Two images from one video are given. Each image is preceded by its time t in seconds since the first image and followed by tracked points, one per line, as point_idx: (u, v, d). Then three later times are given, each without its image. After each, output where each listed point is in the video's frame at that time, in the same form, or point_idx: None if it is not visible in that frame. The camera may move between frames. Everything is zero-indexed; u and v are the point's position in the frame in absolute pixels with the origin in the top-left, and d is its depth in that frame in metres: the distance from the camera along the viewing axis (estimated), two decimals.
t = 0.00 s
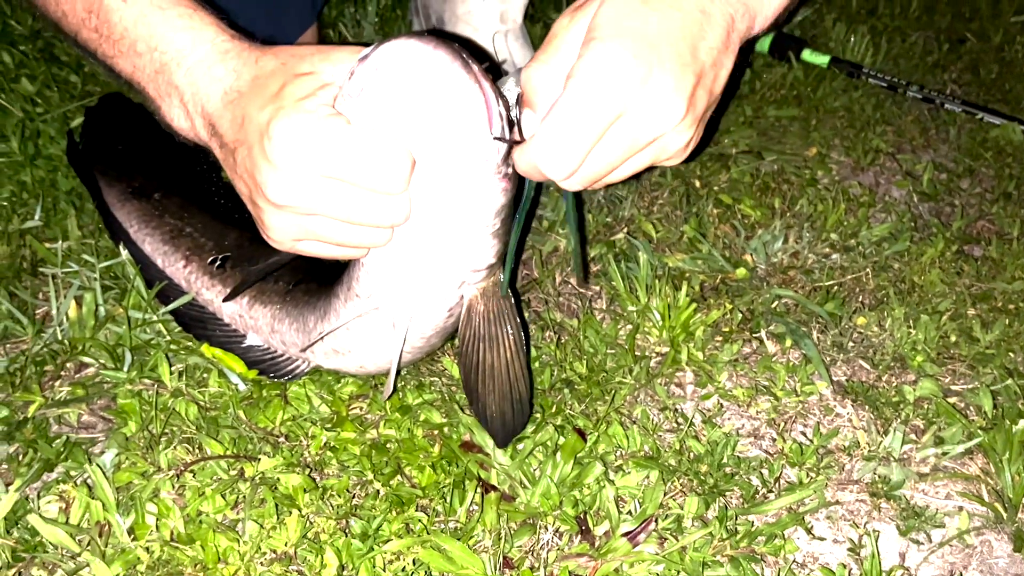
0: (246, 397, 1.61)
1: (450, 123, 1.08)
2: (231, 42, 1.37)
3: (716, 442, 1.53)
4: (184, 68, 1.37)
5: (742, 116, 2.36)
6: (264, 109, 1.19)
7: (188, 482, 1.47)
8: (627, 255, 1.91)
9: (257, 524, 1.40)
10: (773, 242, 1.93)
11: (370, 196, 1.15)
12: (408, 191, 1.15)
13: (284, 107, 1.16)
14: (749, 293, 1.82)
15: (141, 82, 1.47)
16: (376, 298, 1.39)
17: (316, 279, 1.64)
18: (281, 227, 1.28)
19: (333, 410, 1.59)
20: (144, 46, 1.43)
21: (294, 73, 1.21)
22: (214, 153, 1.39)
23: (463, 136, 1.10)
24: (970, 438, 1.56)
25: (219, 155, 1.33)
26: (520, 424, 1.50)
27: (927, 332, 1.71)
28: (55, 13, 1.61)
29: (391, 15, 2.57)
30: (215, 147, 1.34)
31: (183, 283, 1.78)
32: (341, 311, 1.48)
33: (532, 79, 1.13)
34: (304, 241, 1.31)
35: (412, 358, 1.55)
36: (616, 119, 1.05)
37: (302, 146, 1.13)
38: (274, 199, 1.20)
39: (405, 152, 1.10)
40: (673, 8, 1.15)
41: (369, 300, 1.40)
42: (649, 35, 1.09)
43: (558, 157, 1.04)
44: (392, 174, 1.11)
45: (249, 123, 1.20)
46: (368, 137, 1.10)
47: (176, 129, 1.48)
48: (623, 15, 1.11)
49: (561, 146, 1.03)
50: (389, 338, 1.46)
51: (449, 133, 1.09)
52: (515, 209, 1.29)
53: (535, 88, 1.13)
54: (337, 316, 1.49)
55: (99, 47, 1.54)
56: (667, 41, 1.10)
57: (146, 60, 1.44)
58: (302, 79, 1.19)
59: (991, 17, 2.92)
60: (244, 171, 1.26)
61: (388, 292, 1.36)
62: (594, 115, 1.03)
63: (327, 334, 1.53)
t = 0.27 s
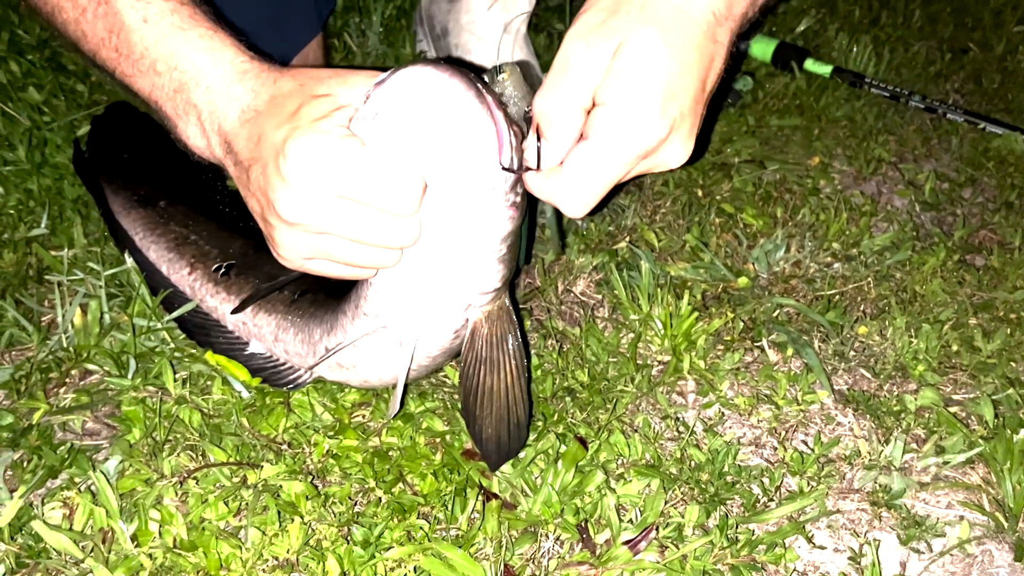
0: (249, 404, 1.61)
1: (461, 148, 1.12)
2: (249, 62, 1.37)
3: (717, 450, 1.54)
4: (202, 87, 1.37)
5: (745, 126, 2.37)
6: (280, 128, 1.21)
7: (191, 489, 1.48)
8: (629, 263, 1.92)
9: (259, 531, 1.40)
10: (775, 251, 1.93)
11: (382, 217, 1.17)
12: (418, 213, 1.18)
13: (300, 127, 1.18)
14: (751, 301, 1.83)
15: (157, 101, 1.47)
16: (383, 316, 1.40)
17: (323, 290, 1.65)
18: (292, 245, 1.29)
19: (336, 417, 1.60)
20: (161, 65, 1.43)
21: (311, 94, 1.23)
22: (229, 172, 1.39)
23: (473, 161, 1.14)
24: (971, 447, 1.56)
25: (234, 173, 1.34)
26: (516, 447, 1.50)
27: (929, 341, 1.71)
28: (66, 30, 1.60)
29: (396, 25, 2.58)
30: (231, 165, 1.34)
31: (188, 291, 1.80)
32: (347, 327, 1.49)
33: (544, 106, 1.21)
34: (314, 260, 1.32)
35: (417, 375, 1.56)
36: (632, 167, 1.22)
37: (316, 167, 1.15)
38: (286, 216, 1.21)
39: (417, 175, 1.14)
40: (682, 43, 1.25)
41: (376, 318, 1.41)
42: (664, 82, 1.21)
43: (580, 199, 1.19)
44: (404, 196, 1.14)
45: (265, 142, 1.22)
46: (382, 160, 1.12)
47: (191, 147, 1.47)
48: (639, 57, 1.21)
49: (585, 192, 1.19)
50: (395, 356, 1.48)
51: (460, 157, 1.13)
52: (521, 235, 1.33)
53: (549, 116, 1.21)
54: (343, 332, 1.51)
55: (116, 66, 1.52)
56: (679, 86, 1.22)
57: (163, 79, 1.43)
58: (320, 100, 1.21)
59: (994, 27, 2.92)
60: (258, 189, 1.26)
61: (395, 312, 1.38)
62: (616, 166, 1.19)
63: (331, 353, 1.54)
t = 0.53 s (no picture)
0: (254, 404, 1.61)
1: (480, 147, 1.11)
2: (265, 64, 1.37)
3: (723, 452, 1.53)
4: (218, 87, 1.37)
5: (750, 128, 2.36)
6: (297, 126, 1.21)
7: (195, 488, 1.47)
8: (635, 265, 1.91)
9: (263, 531, 1.40)
10: (781, 253, 1.93)
11: (397, 217, 1.17)
12: (431, 216, 1.19)
13: (318, 125, 1.18)
14: (756, 303, 1.82)
15: (172, 102, 1.46)
16: (390, 323, 1.40)
17: (329, 293, 1.64)
18: (302, 244, 1.28)
19: (341, 418, 1.60)
20: (177, 64, 1.42)
21: (329, 95, 1.24)
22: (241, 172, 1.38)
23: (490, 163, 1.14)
24: (979, 449, 1.55)
25: (246, 172, 1.33)
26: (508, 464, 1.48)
27: (936, 343, 1.70)
28: (78, 32, 1.60)
29: (401, 28, 2.58)
30: (244, 164, 1.33)
31: (192, 291, 1.80)
32: (353, 333, 1.49)
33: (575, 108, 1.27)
34: (324, 260, 1.32)
35: (421, 382, 1.55)
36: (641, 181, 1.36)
37: (334, 165, 1.15)
38: (299, 213, 1.21)
39: (433, 175, 1.14)
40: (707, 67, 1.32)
41: (383, 324, 1.41)
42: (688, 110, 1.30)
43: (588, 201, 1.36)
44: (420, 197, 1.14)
45: (281, 140, 1.22)
46: (400, 159, 1.13)
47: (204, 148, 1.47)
48: (671, 83, 1.28)
49: (595, 200, 1.36)
50: (401, 362, 1.47)
51: (477, 158, 1.12)
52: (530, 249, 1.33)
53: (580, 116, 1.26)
54: (349, 337, 1.51)
55: (130, 67, 1.51)
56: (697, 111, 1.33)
57: (178, 78, 1.42)
58: (339, 101, 1.22)
59: (1000, 30, 2.92)
60: (270, 186, 1.26)
61: (402, 318, 1.38)
62: (626, 184, 1.34)
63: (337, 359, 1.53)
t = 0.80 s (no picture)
0: (259, 408, 1.60)
1: (482, 158, 1.13)
2: (269, 74, 1.36)
3: (730, 457, 1.52)
4: (223, 98, 1.36)
5: (756, 133, 2.35)
6: (300, 139, 1.20)
7: (200, 492, 1.47)
8: (641, 269, 1.90)
9: (268, 535, 1.39)
10: (788, 258, 1.92)
11: (403, 229, 1.17)
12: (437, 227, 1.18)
13: (321, 138, 1.18)
14: (764, 308, 1.81)
15: (178, 112, 1.45)
16: (399, 330, 1.40)
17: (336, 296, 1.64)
18: (309, 257, 1.28)
19: (346, 422, 1.59)
20: (182, 75, 1.41)
21: (332, 106, 1.23)
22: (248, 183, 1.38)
23: (493, 173, 1.15)
24: (988, 455, 1.54)
25: (252, 184, 1.33)
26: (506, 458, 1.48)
27: (944, 348, 1.69)
28: (84, 40, 1.58)
29: (407, 32, 2.58)
30: (250, 177, 1.33)
31: (198, 294, 1.80)
32: (360, 337, 1.49)
33: (580, 110, 1.25)
34: (332, 271, 1.31)
35: (429, 386, 1.55)
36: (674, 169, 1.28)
37: (337, 179, 1.15)
38: (305, 228, 1.21)
39: (436, 187, 1.14)
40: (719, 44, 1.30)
41: (392, 331, 1.41)
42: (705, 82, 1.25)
43: (624, 203, 1.28)
44: (423, 209, 1.14)
45: (285, 154, 1.21)
46: (403, 172, 1.13)
47: (210, 158, 1.46)
48: (680, 59, 1.25)
49: (630, 200, 1.28)
50: (410, 368, 1.47)
51: (481, 167, 1.14)
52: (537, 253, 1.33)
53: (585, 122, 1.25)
54: (356, 343, 1.50)
55: (137, 77, 1.49)
56: (718, 85, 1.27)
57: (183, 89, 1.41)
58: (341, 112, 1.21)
59: (1006, 36, 2.91)
60: (277, 200, 1.25)
61: (410, 326, 1.38)
62: (658, 173, 1.27)
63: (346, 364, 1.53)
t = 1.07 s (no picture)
0: (263, 412, 1.60)
1: (482, 159, 1.11)
2: (268, 76, 1.35)
3: (737, 463, 1.51)
4: (222, 102, 1.35)
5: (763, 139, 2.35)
6: (301, 144, 1.18)
7: (203, 496, 1.46)
8: (647, 274, 1.89)
9: (272, 540, 1.39)
10: (795, 263, 1.91)
11: (406, 232, 1.16)
12: (441, 228, 1.17)
13: (321, 144, 1.16)
14: (771, 314, 1.80)
15: (177, 115, 1.44)
16: (404, 330, 1.39)
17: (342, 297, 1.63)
18: (315, 260, 1.27)
19: (350, 426, 1.58)
20: (180, 80, 1.40)
21: (330, 108, 1.20)
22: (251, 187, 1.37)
23: (495, 171, 1.13)
24: (997, 463, 1.53)
25: (255, 189, 1.32)
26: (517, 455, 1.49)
27: (953, 355, 1.68)
28: (80, 44, 1.57)
29: (413, 36, 2.58)
30: (252, 181, 1.32)
31: (202, 297, 1.80)
32: (366, 340, 1.48)
33: (580, 108, 1.22)
34: (337, 273, 1.30)
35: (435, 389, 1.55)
36: (680, 165, 1.16)
37: (338, 185, 1.13)
38: (310, 233, 1.20)
39: (439, 189, 1.12)
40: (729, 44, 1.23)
41: (397, 332, 1.40)
42: (708, 73, 1.17)
43: (625, 204, 1.15)
44: (427, 211, 1.12)
45: (285, 159, 1.20)
46: (404, 176, 1.11)
47: (212, 161, 1.46)
48: (683, 52, 1.18)
49: (630, 200, 1.15)
50: (415, 369, 1.47)
51: (481, 168, 1.12)
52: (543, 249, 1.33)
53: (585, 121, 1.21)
54: (362, 345, 1.49)
55: (135, 81, 1.49)
56: (724, 78, 1.18)
57: (182, 93, 1.40)
58: (340, 115, 1.19)
59: (1014, 43, 2.90)
60: (280, 205, 1.25)
61: (416, 326, 1.37)
62: (661, 166, 1.14)
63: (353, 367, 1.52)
